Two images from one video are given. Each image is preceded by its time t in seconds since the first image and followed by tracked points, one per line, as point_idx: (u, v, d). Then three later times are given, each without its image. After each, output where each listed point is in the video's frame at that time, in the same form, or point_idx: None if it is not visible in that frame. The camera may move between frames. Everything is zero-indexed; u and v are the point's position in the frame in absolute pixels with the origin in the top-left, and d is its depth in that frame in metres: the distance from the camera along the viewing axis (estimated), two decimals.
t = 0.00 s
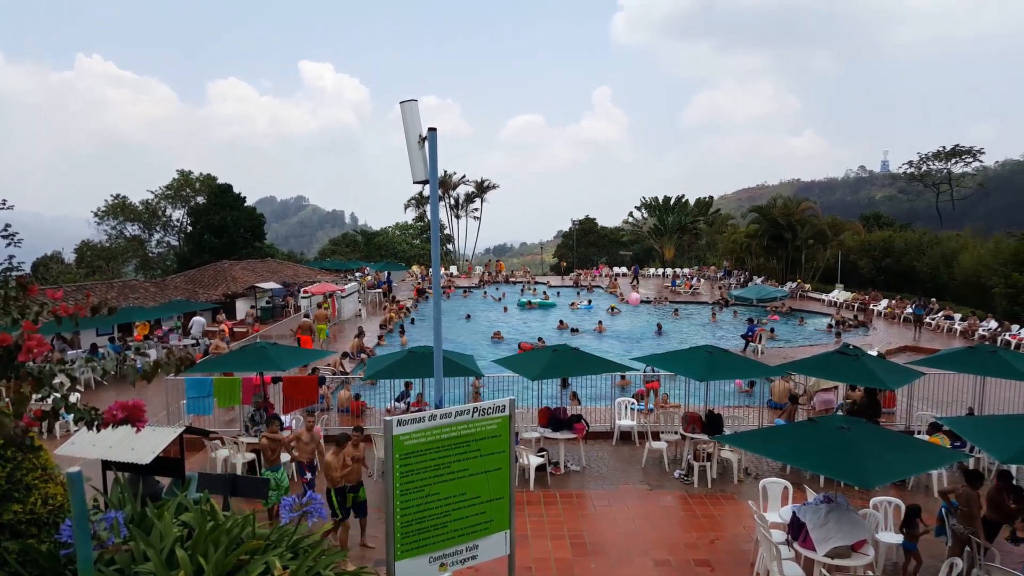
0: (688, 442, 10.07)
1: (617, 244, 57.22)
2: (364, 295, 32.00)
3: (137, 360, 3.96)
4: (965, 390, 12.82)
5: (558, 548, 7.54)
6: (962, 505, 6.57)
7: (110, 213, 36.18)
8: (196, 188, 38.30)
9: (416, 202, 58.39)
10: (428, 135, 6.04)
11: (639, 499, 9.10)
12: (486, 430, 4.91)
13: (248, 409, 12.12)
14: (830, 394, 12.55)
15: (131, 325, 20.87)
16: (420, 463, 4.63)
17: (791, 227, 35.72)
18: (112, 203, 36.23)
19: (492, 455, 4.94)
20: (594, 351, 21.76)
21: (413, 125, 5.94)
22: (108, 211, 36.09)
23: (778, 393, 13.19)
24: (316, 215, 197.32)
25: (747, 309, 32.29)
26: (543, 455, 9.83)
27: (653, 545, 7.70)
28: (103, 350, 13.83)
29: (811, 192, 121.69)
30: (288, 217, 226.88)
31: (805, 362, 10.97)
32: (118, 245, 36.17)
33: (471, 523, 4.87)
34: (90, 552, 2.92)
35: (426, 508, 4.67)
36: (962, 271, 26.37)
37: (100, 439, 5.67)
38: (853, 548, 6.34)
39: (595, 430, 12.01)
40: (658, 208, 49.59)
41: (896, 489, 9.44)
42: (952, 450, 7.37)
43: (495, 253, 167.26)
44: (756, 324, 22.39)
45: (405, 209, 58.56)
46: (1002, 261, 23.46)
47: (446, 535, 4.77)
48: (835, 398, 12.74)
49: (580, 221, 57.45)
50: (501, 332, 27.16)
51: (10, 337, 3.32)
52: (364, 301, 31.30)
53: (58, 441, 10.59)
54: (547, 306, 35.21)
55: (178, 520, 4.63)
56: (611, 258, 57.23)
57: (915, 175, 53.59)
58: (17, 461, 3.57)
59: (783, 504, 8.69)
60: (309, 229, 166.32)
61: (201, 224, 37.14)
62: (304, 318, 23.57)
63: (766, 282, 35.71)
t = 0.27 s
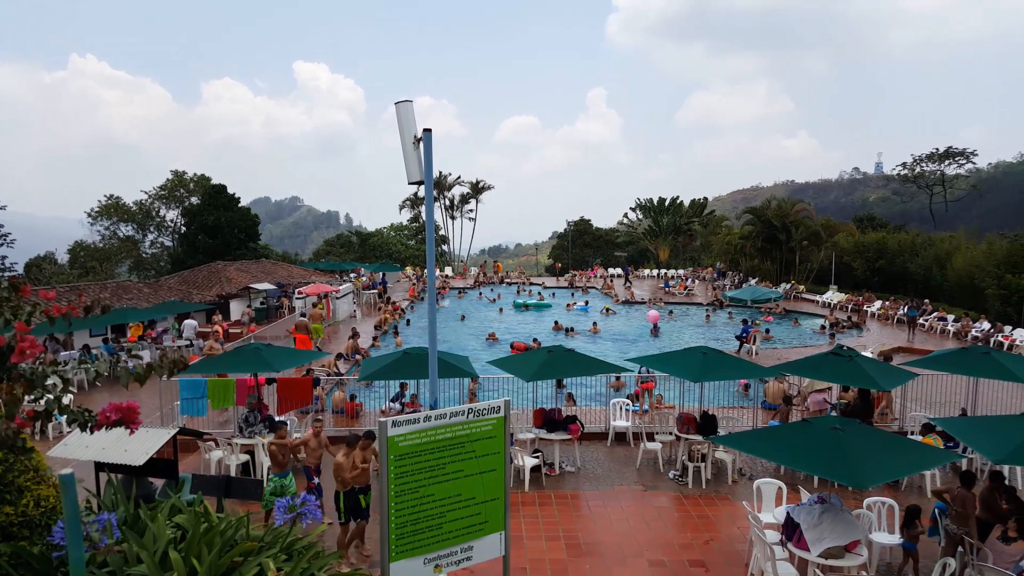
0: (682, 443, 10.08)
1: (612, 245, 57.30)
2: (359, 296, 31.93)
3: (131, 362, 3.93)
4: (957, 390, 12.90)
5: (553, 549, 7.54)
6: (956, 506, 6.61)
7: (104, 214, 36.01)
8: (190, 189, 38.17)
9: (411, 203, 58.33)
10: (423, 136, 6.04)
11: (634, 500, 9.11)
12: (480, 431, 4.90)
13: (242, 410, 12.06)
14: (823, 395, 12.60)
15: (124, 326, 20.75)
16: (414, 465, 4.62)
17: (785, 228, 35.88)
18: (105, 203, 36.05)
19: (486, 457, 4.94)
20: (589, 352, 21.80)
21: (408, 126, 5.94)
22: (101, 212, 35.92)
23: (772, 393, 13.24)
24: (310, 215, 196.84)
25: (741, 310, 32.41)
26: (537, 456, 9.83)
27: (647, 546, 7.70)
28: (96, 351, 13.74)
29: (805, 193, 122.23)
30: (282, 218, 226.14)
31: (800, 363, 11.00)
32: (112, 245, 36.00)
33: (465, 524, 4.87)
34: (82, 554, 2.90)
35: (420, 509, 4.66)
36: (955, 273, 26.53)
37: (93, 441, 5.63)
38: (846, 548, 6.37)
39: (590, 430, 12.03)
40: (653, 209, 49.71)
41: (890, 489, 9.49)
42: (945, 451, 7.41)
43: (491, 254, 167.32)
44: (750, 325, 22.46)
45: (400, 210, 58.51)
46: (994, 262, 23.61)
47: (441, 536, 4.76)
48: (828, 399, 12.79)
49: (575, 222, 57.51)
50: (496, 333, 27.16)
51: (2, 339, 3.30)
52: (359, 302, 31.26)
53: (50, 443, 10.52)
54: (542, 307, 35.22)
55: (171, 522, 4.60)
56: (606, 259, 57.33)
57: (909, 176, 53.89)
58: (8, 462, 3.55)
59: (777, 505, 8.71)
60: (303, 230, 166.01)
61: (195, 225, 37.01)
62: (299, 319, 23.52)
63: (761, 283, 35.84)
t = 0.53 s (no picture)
0: (674, 442, 10.11)
1: (605, 246, 57.40)
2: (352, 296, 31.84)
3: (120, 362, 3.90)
4: (948, 391, 12.98)
5: (545, 549, 7.54)
6: (948, 505, 6.66)
7: (94, 213, 35.72)
8: (182, 188, 37.94)
9: (404, 203, 58.19)
10: (416, 136, 6.06)
11: (626, 499, 9.12)
12: (473, 431, 4.90)
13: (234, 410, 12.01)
14: (815, 395, 12.67)
15: (115, 326, 20.61)
16: (407, 465, 4.60)
17: (777, 229, 36.05)
18: (96, 202, 35.79)
19: (479, 457, 4.93)
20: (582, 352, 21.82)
21: (401, 125, 5.94)
22: (91, 211, 35.62)
23: (763, 393, 13.30)
24: (303, 215, 196.05)
25: (733, 310, 32.53)
26: (530, 456, 9.82)
27: (640, 545, 7.70)
28: (86, 351, 13.64)
29: (796, 195, 122.90)
30: (274, 217, 225.17)
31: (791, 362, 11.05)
32: (102, 244, 35.73)
33: (458, 525, 4.86)
34: (72, 556, 2.88)
35: (413, 510, 4.65)
36: (946, 273, 26.71)
37: (83, 441, 5.58)
38: (837, 548, 6.40)
39: (582, 430, 12.03)
40: (646, 210, 49.86)
41: (880, 489, 9.55)
42: (934, 450, 7.47)
43: (484, 254, 167.35)
44: (742, 326, 22.55)
45: (393, 209, 58.37)
46: (985, 263, 23.77)
47: (433, 537, 4.75)
48: (819, 399, 12.86)
49: (568, 222, 57.55)
50: (489, 333, 27.14)
51: None
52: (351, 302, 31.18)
53: (39, 443, 10.43)
54: (535, 307, 35.23)
55: (161, 524, 4.56)
56: (598, 259, 57.41)
57: (900, 177, 54.24)
58: None
59: (769, 504, 8.74)
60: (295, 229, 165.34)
61: (186, 224, 36.78)
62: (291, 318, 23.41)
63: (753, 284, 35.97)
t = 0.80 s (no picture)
0: (666, 442, 10.13)
1: (597, 245, 57.50)
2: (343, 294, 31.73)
3: (110, 361, 3.87)
4: (936, 390, 13.10)
5: (538, 548, 7.54)
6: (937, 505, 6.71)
7: (83, 210, 35.34)
8: (171, 186, 37.65)
9: (396, 202, 58.03)
10: (409, 134, 6.05)
11: (618, 499, 9.13)
12: (466, 431, 4.88)
13: (224, 410, 11.93)
14: (805, 395, 12.75)
15: (104, 325, 20.44)
16: (399, 465, 4.59)
17: (768, 229, 36.24)
18: (85, 200, 35.47)
19: (472, 457, 4.92)
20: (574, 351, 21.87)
21: (394, 124, 5.92)
22: (80, 208, 35.25)
23: (755, 393, 13.37)
24: (294, 213, 195.14)
25: (725, 310, 32.66)
26: (523, 456, 9.81)
27: (632, 544, 7.72)
28: (74, 351, 13.51)
29: (787, 195, 123.59)
30: (266, 215, 224.01)
31: (782, 362, 11.11)
32: (91, 242, 35.40)
33: (451, 524, 4.84)
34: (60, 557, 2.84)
35: (405, 510, 4.63)
36: (935, 273, 26.94)
37: (71, 442, 5.52)
38: (827, 546, 6.44)
39: (575, 430, 12.05)
40: (638, 209, 49.99)
41: (870, 488, 9.63)
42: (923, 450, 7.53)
43: (476, 253, 167.10)
44: (734, 325, 22.66)
45: (385, 208, 58.19)
46: (973, 263, 23.98)
47: (425, 537, 4.73)
48: (810, 398, 12.93)
49: (560, 221, 57.60)
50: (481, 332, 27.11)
51: None
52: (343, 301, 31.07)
53: (27, 443, 10.32)
54: (527, 306, 35.24)
55: (152, 525, 4.52)
56: (590, 258, 57.50)
57: (890, 178, 54.64)
58: None
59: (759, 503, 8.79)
60: (286, 228, 164.50)
61: (176, 222, 36.49)
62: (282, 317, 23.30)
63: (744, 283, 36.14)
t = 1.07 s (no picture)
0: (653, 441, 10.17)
1: (584, 245, 57.63)
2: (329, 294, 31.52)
3: (95, 364, 3.82)
4: (919, 388, 13.27)
5: (526, 548, 7.54)
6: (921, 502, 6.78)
7: (64, 209, 34.76)
8: (154, 184, 37.19)
9: (383, 201, 57.76)
10: (397, 133, 6.05)
11: (606, 498, 9.15)
12: (455, 431, 4.87)
13: (209, 412, 11.80)
14: (790, 393, 12.88)
15: (85, 326, 20.12)
16: (388, 466, 4.57)
17: (753, 229, 36.54)
18: (66, 199, 34.86)
19: (461, 458, 4.91)
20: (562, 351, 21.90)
21: (382, 123, 5.92)
22: (61, 207, 34.67)
23: (741, 391, 13.47)
24: (280, 212, 193.50)
25: (710, 309, 32.86)
26: (511, 455, 9.80)
27: (619, 543, 7.74)
28: (55, 352, 13.29)
29: (771, 195, 124.71)
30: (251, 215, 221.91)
31: (767, 361, 11.20)
32: (72, 242, 34.85)
33: (439, 525, 4.83)
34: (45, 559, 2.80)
35: (394, 512, 4.61)
36: (917, 273, 27.29)
37: (52, 444, 5.43)
38: (813, 543, 6.50)
39: (562, 429, 12.06)
40: (625, 209, 50.21)
41: (855, 485, 9.74)
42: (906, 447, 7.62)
43: (463, 253, 166.78)
44: (720, 324, 22.82)
45: (371, 207, 57.89)
46: (955, 263, 24.31)
47: (414, 538, 4.71)
48: (795, 397, 13.05)
49: (547, 221, 57.66)
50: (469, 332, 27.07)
51: None
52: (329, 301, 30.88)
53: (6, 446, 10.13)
54: (514, 305, 35.22)
55: (137, 529, 4.47)
56: (577, 258, 57.61)
57: (873, 178, 55.30)
58: None
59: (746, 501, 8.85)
60: (272, 227, 163.19)
61: (159, 221, 36.03)
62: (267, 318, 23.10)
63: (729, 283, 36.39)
